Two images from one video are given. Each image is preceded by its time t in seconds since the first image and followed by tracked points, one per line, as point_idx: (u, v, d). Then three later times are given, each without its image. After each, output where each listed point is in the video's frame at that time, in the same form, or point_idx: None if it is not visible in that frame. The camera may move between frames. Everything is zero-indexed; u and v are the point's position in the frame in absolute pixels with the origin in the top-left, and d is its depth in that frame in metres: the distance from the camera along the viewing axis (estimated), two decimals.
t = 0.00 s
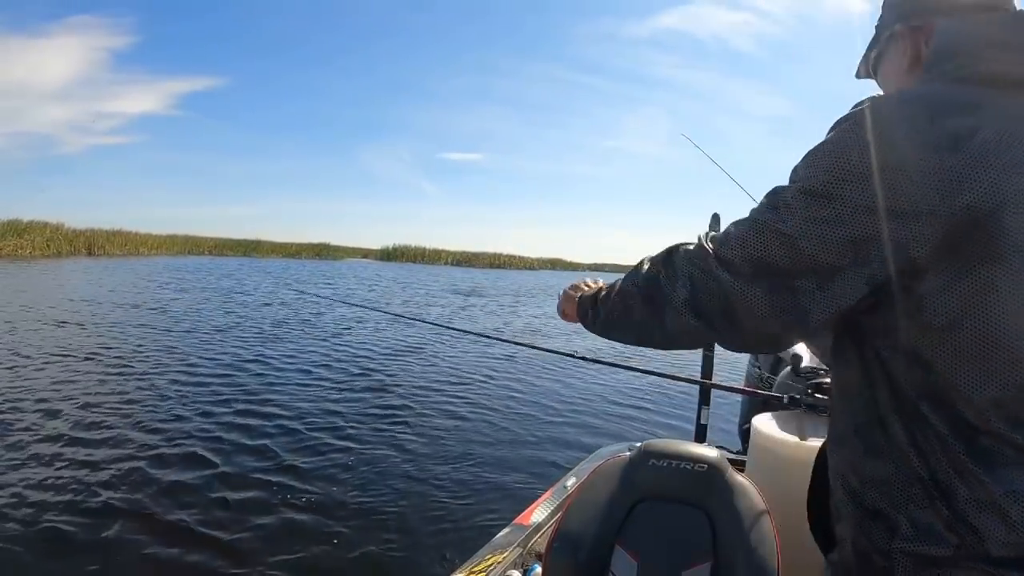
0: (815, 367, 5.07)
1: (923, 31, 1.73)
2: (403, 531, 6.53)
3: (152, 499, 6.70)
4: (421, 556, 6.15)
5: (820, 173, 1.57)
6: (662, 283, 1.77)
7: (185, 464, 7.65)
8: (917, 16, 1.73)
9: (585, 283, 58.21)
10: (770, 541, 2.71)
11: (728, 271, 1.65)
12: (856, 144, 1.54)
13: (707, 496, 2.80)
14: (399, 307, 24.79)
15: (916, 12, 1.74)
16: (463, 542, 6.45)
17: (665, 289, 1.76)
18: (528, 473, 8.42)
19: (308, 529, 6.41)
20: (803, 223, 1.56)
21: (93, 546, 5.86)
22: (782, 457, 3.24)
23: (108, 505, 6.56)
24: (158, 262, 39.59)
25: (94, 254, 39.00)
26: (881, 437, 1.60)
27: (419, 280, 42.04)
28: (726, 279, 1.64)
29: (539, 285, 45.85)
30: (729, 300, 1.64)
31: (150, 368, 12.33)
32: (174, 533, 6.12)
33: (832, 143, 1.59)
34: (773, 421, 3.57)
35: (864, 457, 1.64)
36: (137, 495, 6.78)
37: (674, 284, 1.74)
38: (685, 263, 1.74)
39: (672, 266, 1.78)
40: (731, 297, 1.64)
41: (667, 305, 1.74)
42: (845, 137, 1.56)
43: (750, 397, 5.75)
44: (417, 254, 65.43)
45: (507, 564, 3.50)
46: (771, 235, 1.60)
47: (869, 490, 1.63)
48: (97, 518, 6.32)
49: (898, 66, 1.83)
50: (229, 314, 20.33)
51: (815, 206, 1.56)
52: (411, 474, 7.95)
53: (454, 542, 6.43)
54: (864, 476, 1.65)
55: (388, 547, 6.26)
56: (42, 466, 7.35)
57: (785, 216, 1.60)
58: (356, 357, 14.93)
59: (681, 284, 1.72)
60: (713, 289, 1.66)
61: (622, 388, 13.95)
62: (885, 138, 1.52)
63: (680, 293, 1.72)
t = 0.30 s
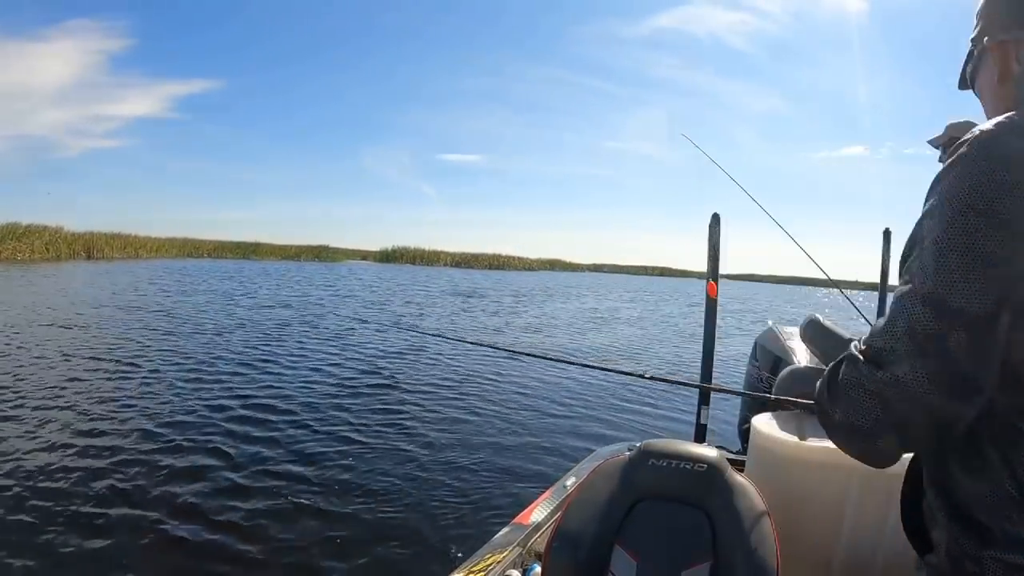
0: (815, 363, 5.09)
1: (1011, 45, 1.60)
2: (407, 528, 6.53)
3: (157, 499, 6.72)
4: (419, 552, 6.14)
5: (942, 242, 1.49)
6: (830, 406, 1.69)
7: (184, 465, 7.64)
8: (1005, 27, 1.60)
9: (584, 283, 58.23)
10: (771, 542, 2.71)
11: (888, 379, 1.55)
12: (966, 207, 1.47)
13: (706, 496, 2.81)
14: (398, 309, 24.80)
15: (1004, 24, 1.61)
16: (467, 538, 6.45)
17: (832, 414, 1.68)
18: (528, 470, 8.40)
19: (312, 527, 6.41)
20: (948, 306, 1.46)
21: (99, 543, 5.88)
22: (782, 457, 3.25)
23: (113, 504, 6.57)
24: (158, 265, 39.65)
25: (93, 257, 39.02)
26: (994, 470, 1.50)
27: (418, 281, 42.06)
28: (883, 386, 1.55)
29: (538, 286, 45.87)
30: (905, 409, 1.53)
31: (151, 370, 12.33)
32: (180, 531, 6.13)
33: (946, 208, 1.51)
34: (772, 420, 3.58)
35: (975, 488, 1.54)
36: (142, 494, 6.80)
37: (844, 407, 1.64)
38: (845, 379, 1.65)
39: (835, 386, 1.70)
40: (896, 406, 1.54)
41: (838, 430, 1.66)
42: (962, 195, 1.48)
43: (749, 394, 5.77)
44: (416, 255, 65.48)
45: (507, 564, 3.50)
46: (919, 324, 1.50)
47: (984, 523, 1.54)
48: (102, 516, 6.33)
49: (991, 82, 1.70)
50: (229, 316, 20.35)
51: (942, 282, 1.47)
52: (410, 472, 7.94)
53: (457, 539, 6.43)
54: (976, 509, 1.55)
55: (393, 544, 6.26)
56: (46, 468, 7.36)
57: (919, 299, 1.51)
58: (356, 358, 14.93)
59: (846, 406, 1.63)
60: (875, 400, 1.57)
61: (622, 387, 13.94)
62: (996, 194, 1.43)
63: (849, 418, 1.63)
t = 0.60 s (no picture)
0: (815, 362, 5.11)
1: None
2: (410, 524, 6.54)
3: (159, 497, 6.73)
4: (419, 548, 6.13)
5: (985, 243, 1.53)
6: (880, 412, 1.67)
7: (184, 464, 7.64)
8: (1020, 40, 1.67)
9: (584, 285, 58.22)
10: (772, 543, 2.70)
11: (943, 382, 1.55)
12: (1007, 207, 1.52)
13: (707, 496, 2.82)
14: (398, 312, 24.80)
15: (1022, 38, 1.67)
16: (470, 534, 6.45)
17: (885, 422, 1.65)
18: (529, 469, 8.40)
19: (315, 523, 6.42)
20: (1000, 305, 1.49)
21: (102, 539, 5.88)
22: (781, 457, 3.26)
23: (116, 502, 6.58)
24: (158, 270, 39.68)
25: (92, 262, 39.00)
26: None
27: (418, 285, 42.09)
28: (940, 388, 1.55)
29: (538, 288, 45.86)
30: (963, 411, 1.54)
31: (152, 372, 12.33)
32: (183, 527, 6.14)
33: (985, 213, 1.56)
34: (772, 421, 3.60)
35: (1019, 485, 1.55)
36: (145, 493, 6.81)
37: (898, 412, 1.63)
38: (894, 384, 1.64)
39: (884, 394, 1.68)
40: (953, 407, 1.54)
41: (893, 439, 1.64)
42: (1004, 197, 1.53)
43: (749, 393, 5.78)
44: (416, 259, 65.51)
45: (505, 563, 3.51)
46: (970, 325, 1.52)
47: None
48: (105, 513, 6.34)
49: (1002, 100, 1.75)
50: (229, 320, 20.34)
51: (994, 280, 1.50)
52: (410, 471, 7.94)
53: (460, 534, 6.43)
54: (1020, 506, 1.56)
55: (396, 540, 6.26)
56: (48, 467, 7.36)
57: (968, 299, 1.53)
58: (357, 360, 14.95)
59: (900, 410, 1.62)
60: (932, 403, 1.56)
61: (623, 387, 13.93)
62: None
63: (905, 425, 1.61)
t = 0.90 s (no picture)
0: (815, 362, 5.11)
1: (1012, 81, 1.65)
2: (411, 524, 6.53)
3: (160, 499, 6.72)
4: (420, 547, 6.14)
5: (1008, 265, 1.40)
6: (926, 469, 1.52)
7: (184, 466, 7.63)
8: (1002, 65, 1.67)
9: (584, 286, 58.21)
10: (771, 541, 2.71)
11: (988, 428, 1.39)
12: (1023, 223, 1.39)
13: (707, 496, 2.83)
14: (398, 313, 24.78)
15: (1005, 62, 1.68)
16: (472, 534, 6.44)
17: (931, 476, 1.51)
18: (530, 468, 8.39)
19: (317, 524, 6.41)
20: None
21: (103, 542, 5.88)
22: (780, 457, 3.27)
23: (117, 505, 6.57)
24: (157, 272, 39.65)
25: (92, 264, 38.96)
26: None
27: (418, 284, 42.06)
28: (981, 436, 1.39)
29: (537, 289, 45.84)
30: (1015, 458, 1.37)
31: (152, 373, 12.31)
32: (185, 529, 6.14)
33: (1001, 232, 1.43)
34: (772, 421, 3.60)
35: None
36: (146, 495, 6.80)
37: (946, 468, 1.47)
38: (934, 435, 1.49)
39: (922, 444, 1.54)
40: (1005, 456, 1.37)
41: (944, 491, 1.49)
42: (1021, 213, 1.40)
43: (749, 392, 5.79)
44: (416, 259, 65.51)
45: (506, 563, 3.50)
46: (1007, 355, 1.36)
47: None
48: (106, 516, 6.33)
49: (974, 130, 1.73)
50: (229, 321, 20.31)
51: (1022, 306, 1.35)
52: (411, 470, 7.93)
53: (462, 534, 6.42)
54: None
55: (398, 538, 6.26)
56: (49, 471, 7.36)
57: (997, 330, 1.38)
58: (357, 360, 14.94)
59: (950, 465, 1.46)
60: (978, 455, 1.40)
61: (624, 385, 13.92)
62: None
63: (954, 477, 1.46)
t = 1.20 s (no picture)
0: (815, 362, 5.09)
1: (949, 149, 1.42)
2: (411, 518, 6.52)
3: (159, 493, 6.69)
4: (420, 540, 6.12)
5: None
6: None
7: (184, 460, 7.62)
8: (938, 133, 1.43)
9: (584, 285, 58.24)
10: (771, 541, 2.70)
11: None
12: None
13: (707, 496, 2.81)
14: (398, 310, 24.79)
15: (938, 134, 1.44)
16: (472, 530, 6.42)
17: None
18: (529, 464, 8.38)
19: (317, 518, 6.37)
20: None
21: (103, 536, 5.84)
22: (781, 457, 3.26)
23: (117, 499, 6.55)
24: (157, 268, 39.67)
25: (92, 261, 38.89)
26: None
27: (418, 282, 42.07)
28: None
29: (537, 288, 45.86)
30: None
31: (152, 369, 12.29)
32: (184, 523, 6.10)
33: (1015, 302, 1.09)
34: (771, 421, 3.59)
35: None
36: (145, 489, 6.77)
37: None
38: None
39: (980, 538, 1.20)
40: None
41: None
42: None
43: (749, 392, 5.78)
44: (416, 257, 65.54)
45: (507, 563, 3.50)
46: None
47: None
48: (105, 509, 6.31)
49: (913, 202, 1.46)
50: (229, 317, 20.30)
51: None
52: (411, 465, 7.92)
53: (462, 530, 6.39)
54: None
55: (398, 532, 6.25)
56: (48, 463, 7.33)
57: None
58: (356, 356, 14.93)
59: None
60: None
61: (623, 383, 13.92)
62: None
63: None
